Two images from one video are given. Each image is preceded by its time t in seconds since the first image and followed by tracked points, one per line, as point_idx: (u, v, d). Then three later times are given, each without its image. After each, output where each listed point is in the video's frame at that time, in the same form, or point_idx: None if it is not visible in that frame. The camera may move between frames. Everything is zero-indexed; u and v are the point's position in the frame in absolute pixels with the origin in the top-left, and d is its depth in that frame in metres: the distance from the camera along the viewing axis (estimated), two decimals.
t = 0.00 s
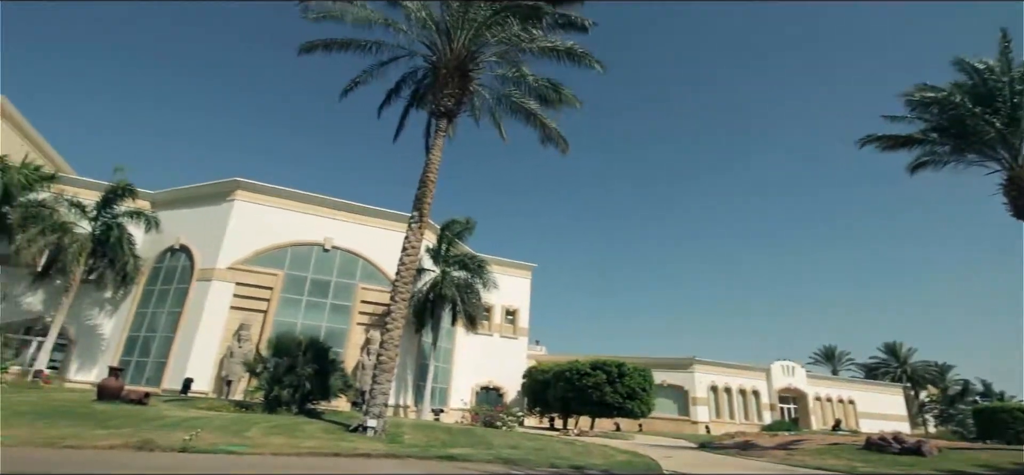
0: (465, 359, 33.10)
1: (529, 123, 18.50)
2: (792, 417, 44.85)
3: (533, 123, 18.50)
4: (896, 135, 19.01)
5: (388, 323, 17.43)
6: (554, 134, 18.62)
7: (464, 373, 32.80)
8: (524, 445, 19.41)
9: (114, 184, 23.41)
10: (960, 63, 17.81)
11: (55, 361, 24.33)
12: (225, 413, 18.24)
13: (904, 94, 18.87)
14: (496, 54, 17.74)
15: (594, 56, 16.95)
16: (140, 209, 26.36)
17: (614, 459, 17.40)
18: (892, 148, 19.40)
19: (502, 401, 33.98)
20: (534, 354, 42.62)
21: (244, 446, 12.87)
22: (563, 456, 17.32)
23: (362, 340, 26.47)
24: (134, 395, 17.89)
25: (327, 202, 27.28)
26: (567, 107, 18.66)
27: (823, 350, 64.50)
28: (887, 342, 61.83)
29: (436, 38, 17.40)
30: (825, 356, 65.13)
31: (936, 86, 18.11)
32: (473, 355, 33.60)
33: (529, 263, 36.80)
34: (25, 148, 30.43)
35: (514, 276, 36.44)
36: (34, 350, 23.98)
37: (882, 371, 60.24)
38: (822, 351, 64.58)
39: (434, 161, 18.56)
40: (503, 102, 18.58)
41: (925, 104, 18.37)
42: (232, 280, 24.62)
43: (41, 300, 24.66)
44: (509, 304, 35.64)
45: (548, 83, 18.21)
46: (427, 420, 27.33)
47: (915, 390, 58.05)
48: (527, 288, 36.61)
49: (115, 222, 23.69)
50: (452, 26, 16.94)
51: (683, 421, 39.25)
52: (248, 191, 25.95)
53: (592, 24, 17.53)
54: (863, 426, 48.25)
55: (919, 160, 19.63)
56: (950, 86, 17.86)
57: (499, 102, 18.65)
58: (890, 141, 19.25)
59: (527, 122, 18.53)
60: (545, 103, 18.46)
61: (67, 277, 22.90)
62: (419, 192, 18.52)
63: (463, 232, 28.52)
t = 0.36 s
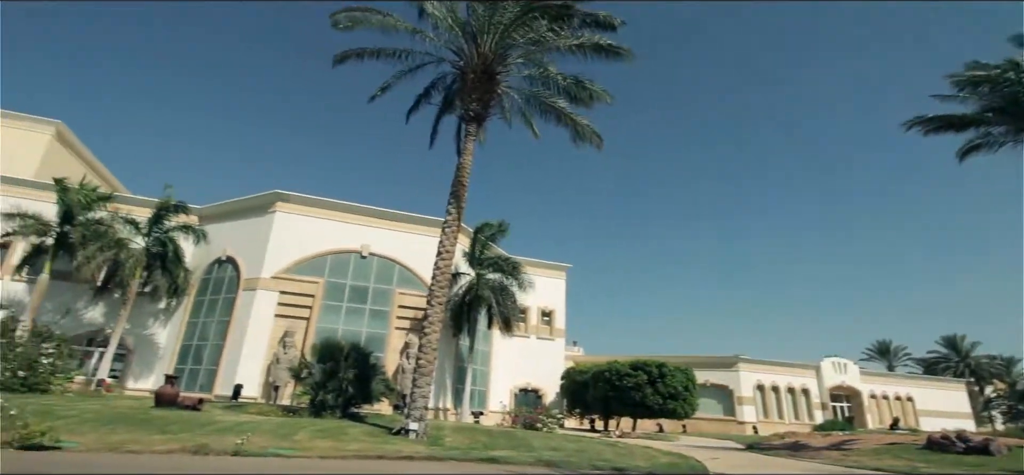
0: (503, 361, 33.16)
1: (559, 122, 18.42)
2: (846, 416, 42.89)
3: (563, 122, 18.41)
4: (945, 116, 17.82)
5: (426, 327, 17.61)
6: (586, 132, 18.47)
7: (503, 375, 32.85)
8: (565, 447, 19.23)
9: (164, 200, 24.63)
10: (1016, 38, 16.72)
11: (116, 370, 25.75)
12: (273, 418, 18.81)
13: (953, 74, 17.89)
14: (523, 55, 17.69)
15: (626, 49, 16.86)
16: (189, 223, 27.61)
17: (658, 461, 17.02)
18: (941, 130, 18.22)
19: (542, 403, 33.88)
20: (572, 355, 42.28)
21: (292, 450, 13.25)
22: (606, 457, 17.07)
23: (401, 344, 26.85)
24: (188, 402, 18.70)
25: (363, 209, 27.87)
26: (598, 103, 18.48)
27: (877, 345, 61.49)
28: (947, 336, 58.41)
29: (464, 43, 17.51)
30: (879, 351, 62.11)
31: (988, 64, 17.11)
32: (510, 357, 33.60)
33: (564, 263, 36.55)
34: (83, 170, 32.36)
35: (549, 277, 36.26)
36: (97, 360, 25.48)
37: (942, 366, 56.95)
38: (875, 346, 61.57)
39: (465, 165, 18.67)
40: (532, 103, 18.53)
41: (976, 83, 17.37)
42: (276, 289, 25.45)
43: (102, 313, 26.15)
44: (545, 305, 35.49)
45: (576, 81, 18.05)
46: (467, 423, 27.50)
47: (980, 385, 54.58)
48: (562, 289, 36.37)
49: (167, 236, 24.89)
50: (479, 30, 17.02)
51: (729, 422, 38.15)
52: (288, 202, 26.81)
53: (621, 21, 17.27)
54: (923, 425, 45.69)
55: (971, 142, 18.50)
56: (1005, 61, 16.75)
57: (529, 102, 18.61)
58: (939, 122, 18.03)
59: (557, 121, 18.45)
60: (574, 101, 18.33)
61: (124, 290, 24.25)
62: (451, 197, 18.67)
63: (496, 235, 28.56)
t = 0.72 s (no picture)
0: (537, 363, 33.04)
1: (586, 121, 18.27)
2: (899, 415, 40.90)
3: (590, 120, 18.25)
4: (993, 97, 16.74)
5: (459, 330, 17.68)
6: (614, 129, 18.29)
7: (538, 377, 32.73)
8: (603, 449, 18.98)
9: (206, 213, 25.58)
10: None
11: (166, 377, 26.87)
12: (314, 421, 19.22)
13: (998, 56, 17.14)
14: (547, 55, 17.63)
15: (653, 40, 16.64)
16: (229, 235, 28.59)
17: (699, 462, 16.60)
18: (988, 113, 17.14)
19: (577, 404, 33.57)
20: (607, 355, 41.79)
21: (333, 452, 13.53)
22: (646, 459, 16.75)
23: (435, 347, 27.06)
24: (233, 406, 19.33)
25: (394, 215, 28.31)
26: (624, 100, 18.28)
27: (929, 340, 58.54)
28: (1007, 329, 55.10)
29: (487, 46, 17.55)
30: (932, 346, 59.15)
31: None
32: (544, 359, 33.44)
33: (595, 263, 36.19)
34: (130, 188, 33.99)
35: (581, 277, 35.97)
36: (149, 368, 26.68)
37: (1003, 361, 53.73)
38: (928, 342, 58.62)
39: (493, 168, 18.71)
40: (557, 102, 18.43)
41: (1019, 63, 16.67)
42: (313, 296, 26.07)
43: (152, 322, 27.34)
44: (578, 306, 35.20)
45: (602, 79, 17.90)
46: (503, 425, 27.51)
47: None
48: (595, 289, 36.01)
49: (209, 248, 25.85)
50: (501, 33, 17.01)
51: (773, 422, 36.95)
52: (323, 210, 27.49)
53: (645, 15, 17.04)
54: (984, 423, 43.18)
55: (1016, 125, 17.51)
56: None
57: (554, 102, 18.53)
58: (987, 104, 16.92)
59: (584, 120, 18.31)
60: (600, 99, 18.16)
61: (171, 300, 25.30)
62: (480, 200, 18.72)
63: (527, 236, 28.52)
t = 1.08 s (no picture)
0: (572, 364, 32.77)
1: (614, 118, 18.06)
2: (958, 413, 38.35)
3: (618, 118, 18.04)
4: None
5: (493, 332, 17.68)
6: (642, 126, 18.06)
7: (573, 378, 32.49)
8: (643, 450, 18.63)
9: (245, 223, 26.46)
10: None
11: (214, 383, 27.91)
12: (354, 425, 19.57)
13: None
14: (572, 54, 17.49)
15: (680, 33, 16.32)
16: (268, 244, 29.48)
17: (743, 464, 16.10)
18: None
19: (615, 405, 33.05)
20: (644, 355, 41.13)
21: (374, 455, 13.73)
22: (688, 461, 16.36)
23: (470, 350, 27.19)
24: (277, 411, 19.88)
25: (425, 220, 28.64)
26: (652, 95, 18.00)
27: (989, 333, 55.26)
28: None
29: (511, 49, 17.55)
30: (992, 339, 55.83)
31: None
32: (580, 360, 33.13)
33: (628, 261, 35.67)
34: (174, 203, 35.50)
35: (615, 276, 35.51)
36: (197, 375, 27.75)
37: None
38: (988, 335, 55.34)
39: (521, 170, 18.70)
40: (584, 101, 18.28)
41: None
42: (349, 301, 26.61)
43: (199, 331, 28.44)
44: (612, 306, 34.76)
45: (628, 75, 17.69)
46: (540, 427, 27.41)
47: None
48: (629, 288, 35.49)
49: (250, 257, 26.75)
50: (525, 34, 16.96)
51: (821, 421, 35.59)
52: (357, 217, 28.04)
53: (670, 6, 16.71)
54: None
55: None
56: None
57: (581, 101, 18.38)
58: None
59: (612, 117, 18.11)
60: (627, 95, 17.93)
61: (216, 309, 26.28)
62: (510, 201, 18.71)
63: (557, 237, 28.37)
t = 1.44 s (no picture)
0: (607, 365, 32.36)
1: (641, 114, 17.85)
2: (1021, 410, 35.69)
3: (645, 114, 17.82)
4: None
5: (525, 333, 17.60)
6: (671, 121, 17.80)
7: (609, 379, 32.04)
8: (683, 452, 18.20)
9: (282, 233, 27.21)
10: None
11: (257, 388, 28.78)
12: (391, 428, 19.80)
13: None
14: (596, 52, 17.31)
15: (706, 27, 15.99)
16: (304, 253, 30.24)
17: (790, 465, 15.53)
18: None
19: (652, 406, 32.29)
20: (680, 355, 40.21)
21: (411, 457, 13.86)
22: (731, 463, 15.89)
23: (503, 352, 27.19)
24: (318, 414, 20.34)
25: (455, 224, 28.83)
26: (680, 89, 17.69)
27: None
28: None
29: (535, 50, 17.49)
30: None
31: None
32: (615, 360, 32.67)
33: (661, 260, 35.06)
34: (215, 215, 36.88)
35: (647, 275, 34.95)
36: (241, 380, 28.68)
37: None
38: None
39: (548, 171, 18.63)
40: (610, 98, 18.10)
41: None
42: (383, 306, 27.02)
43: (242, 338, 29.38)
44: (646, 305, 34.20)
45: (654, 70, 17.44)
46: (576, 429, 27.12)
47: None
48: (663, 287, 34.83)
49: (287, 265, 27.46)
50: (548, 34, 16.87)
51: (870, 420, 34.19)
52: (388, 223, 28.48)
53: None
54: None
55: None
56: None
57: (606, 99, 18.21)
58: None
59: (639, 114, 17.90)
60: (654, 91, 17.68)
61: (257, 317, 27.11)
62: (538, 203, 18.64)
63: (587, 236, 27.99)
